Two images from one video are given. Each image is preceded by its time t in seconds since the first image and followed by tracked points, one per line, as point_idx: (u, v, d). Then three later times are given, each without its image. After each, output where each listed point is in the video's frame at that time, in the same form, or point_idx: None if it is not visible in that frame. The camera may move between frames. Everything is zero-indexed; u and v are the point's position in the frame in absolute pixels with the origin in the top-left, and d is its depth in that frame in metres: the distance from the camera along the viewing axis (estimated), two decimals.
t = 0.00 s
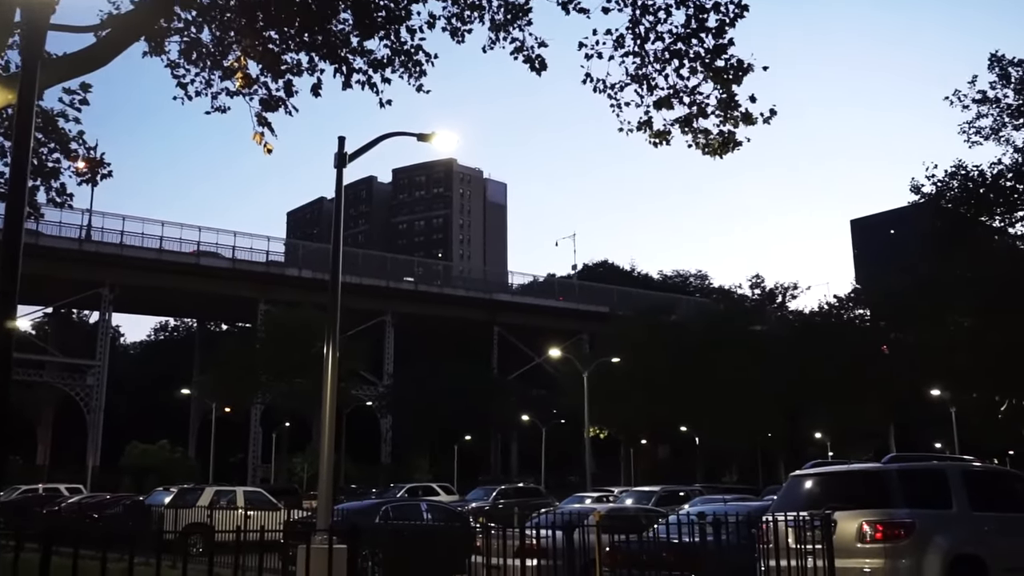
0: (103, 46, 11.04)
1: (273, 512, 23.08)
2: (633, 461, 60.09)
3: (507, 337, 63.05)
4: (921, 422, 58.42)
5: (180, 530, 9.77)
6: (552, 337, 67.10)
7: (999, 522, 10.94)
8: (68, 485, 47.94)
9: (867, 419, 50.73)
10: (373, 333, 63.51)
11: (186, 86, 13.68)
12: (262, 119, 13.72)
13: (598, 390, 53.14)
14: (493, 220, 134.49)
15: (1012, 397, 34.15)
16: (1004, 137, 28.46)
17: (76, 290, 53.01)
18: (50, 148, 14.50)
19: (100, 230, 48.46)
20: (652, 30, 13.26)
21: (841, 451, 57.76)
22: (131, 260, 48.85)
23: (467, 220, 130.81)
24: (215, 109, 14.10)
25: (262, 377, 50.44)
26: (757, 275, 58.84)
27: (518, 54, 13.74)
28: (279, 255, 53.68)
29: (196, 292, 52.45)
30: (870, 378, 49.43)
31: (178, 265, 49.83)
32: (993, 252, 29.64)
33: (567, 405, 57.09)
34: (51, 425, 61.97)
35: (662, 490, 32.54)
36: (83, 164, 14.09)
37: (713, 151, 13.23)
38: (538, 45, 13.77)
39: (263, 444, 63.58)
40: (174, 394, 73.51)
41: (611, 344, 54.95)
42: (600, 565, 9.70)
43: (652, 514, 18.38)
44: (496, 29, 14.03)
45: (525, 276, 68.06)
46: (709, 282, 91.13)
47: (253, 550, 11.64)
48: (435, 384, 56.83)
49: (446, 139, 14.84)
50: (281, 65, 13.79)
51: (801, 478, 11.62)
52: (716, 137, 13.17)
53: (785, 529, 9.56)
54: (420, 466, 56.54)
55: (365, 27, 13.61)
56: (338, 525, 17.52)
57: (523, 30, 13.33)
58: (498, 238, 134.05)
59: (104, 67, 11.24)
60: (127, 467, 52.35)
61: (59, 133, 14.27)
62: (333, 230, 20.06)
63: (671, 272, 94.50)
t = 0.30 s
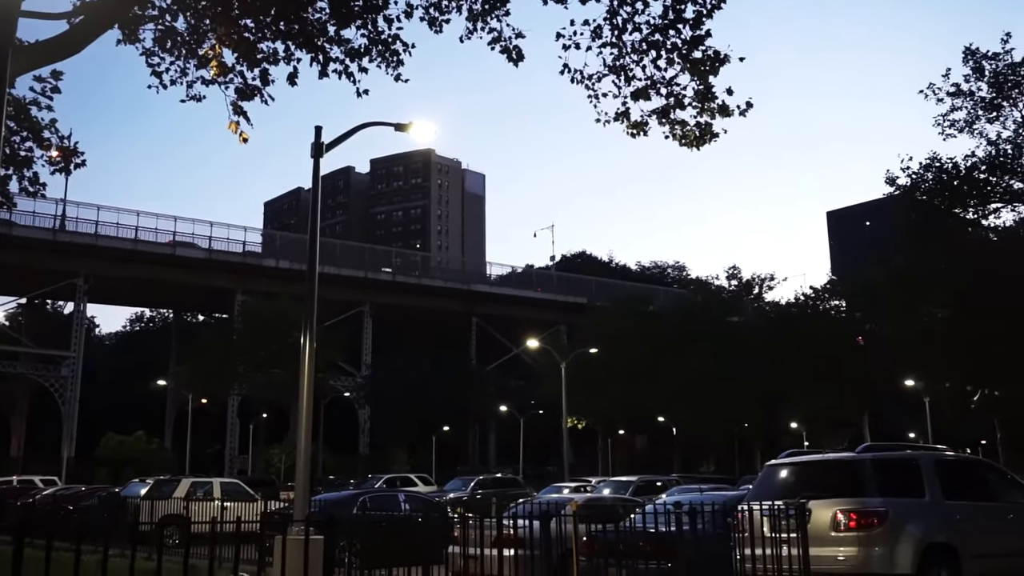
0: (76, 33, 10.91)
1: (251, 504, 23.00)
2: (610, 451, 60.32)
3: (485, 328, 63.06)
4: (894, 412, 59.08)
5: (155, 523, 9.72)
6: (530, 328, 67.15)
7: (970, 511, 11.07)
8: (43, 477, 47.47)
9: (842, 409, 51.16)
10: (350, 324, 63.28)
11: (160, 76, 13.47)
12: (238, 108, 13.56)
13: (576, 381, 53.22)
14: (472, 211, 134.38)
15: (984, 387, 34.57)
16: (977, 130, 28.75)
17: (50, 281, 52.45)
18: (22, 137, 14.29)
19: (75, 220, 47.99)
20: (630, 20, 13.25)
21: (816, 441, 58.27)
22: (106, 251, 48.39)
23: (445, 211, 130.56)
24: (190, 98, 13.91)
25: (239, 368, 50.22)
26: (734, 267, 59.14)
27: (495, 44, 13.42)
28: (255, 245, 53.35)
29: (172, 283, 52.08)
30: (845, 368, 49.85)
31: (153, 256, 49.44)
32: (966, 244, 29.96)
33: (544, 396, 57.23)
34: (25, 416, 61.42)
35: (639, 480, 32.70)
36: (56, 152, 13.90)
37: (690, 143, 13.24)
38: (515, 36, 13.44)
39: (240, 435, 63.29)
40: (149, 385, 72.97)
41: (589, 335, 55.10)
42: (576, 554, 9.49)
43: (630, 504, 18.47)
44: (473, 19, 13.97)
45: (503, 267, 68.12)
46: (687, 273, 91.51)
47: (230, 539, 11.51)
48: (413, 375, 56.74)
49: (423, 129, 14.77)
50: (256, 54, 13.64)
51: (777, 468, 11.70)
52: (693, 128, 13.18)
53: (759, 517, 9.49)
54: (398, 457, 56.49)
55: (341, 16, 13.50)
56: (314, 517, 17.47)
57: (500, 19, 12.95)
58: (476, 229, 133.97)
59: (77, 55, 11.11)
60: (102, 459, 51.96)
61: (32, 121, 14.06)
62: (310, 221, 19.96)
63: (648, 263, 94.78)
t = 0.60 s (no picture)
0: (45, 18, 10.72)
1: (225, 493, 22.90)
2: (585, 442, 60.56)
3: (461, 318, 63.02)
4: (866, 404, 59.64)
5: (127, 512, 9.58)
6: (506, 318, 67.18)
7: (939, 501, 11.21)
8: (14, 466, 46.99)
9: (815, 401, 51.58)
10: (326, 313, 63.05)
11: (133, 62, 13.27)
12: (212, 96, 13.40)
13: (552, 372, 53.26)
14: (448, 201, 134.10)
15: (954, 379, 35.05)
16: (950, 124, 29.04)
17: (21, 269, 51.83)
18: None
19: (47, 207, 47.42)
20: (607, 11, 13.24)
21: (789, 432, 58.76)
22: (78, 238, 47.87)
23: (422, 200, 130.29)
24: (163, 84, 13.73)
25: (214, 357, 49.90)
26: (710, 258, 59.41)
27: (472, 34, 13.27)
28: (230, 234, 52.98)
29: (146, 271, 51.63)
30: (819, 360, 50.30)
31: (127, 244, 48.98)
32: (939, 237, 30.26)
33: (520, 386, 57.32)
34: None
35: (614, 471, 32.84)
36: (28, 139, 13.71)
37: (666, 135, 13.24)
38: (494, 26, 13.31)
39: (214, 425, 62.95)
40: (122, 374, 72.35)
41: (565, 326, 55.15)
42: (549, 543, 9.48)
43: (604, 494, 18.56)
44: (450, 8, 13.90)
45: (479, 258, 68.11)
46: (663, 264, 91.88)
47: (203, 530, 11.43)
48: (389, 365, 56.62)
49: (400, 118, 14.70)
50: (231, 41, 13.49)
51: (750, 458, 11.78)
52: (669, 120, 13.19)
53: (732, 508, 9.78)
54: (374, 447, 56.42)
55: (317, 4, 13.39)
56: (288, 504, 17.42)
57: (478, 9, 12.83)
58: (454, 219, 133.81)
59: (47, 40, 10.93)
60: (75, 449, 51.52)
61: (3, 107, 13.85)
62: (284, 209, 19.82)
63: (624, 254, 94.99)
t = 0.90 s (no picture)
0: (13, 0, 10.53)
1: (197, 483, 22.75)
2: (559, 432, 60.75)
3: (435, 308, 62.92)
4: (838, 395, 60.18)
5: (97, 500, 9.54)
6: (481, 308, 67.18)
7: (906, 492, 11.36)
8: None
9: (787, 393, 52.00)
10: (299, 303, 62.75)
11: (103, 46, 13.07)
12: (184, 81, 13.24)
13: (526, 362, 53.27)
14: (424, 191, 133.58)
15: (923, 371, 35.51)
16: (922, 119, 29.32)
17: None
18: None
19: (16, 193, 46.82)
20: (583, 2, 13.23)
21: (761, 423, 59.20)
22: (49, 225, 47.32)
23: (398, 189, 129.80)
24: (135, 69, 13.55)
25: (186, 346, 49.55)
26: (684, 250, 59.67)
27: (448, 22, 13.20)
28: (203, 222, 52.56)
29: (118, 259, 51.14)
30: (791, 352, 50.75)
31: (98, 231, 48.48)
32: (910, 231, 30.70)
33: (495, 376, 57.37)
34: None
35: (587, 461, 32.96)
36: None
37: (640, 126, 13.26)
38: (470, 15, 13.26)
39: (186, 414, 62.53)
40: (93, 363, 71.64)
41: (539, 316, 55.16)
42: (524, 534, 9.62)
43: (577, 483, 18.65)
44: None
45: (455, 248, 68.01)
46: (638, 256, 92.14)
47: (175, 519, 11.37)
48: (363, 355, 56.44)
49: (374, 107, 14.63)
50: (203, 27, 13.34)
51: (721, 448, 11.87)
52: (644, 111, 13.21)
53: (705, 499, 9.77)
54: (347, 437, 56.28)
55: None
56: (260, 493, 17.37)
57: None
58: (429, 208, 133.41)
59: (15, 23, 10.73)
60: (45, 437, 51.02)
61: None
62: (257, 197, 19.68)
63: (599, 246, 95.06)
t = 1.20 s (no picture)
0: None
1: (168, 471, 22.57)
2: (533, 422, 60.88)
3: (410, 298, 62.78)
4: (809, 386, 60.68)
5: (65, 490, 9.43)
6: (455, 298, 67.11)
7: (874, 482, 11.50)
8: None
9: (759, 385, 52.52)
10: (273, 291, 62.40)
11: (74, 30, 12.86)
12: (156, 66, 13.08)
13: (501, 353, 53.23)
14: (399, 179, 133.04)
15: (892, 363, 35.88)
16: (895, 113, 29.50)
17: None
18: None
19: None
20: None
21: (734, 414, 59.61)
22: (18, 211, 46.72)
23: (372, 178, 129.28)
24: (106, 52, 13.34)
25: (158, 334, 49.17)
26: (659, 241, 59.89)
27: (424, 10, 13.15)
28: (176, 209, 52.09)
29: (89, 246, 50.61)
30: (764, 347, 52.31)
31: (69, 218, 47.94)
32: (883, 224, 31.01)
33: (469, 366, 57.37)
34: None
35: (560, 451, 33.06)
36: None
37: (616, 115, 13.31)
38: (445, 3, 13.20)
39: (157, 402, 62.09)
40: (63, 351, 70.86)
41: (513, 307, 55.12)
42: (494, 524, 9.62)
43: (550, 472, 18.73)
44: None
45: (430, 237, 67.90)
46: (613, 247, 92.32)
47: (145, 509, 11.27)
48: (337, 345, 56.21)
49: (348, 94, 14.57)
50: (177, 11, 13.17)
51: (693, 438, 11.91)
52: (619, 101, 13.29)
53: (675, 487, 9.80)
54: (321, 426, 56.09)
55: None
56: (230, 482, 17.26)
57: None
58: (404, 197, 132.99)
59: None
60: (13, 425, 50.49)
61: None
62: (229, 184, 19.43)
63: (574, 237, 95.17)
